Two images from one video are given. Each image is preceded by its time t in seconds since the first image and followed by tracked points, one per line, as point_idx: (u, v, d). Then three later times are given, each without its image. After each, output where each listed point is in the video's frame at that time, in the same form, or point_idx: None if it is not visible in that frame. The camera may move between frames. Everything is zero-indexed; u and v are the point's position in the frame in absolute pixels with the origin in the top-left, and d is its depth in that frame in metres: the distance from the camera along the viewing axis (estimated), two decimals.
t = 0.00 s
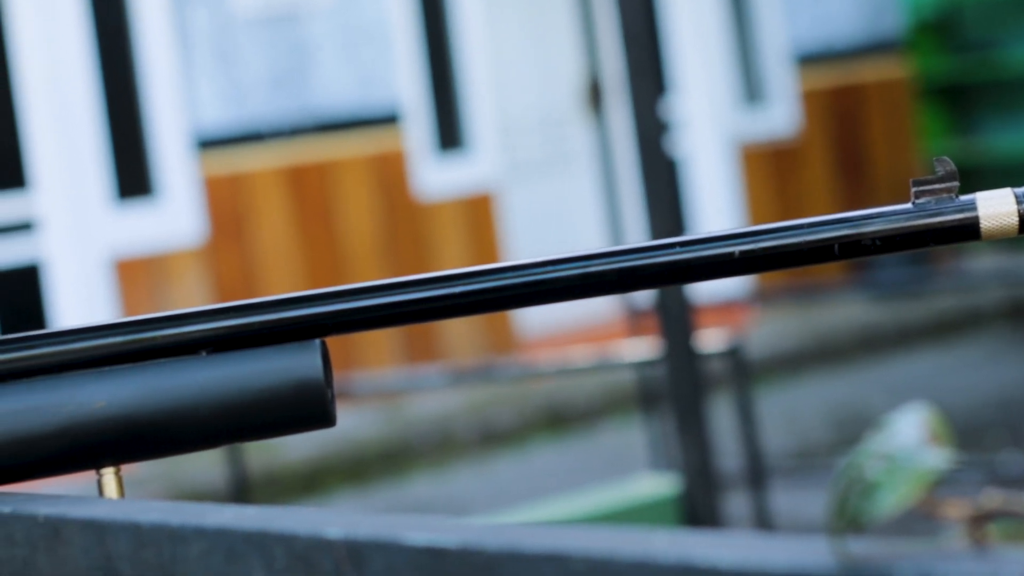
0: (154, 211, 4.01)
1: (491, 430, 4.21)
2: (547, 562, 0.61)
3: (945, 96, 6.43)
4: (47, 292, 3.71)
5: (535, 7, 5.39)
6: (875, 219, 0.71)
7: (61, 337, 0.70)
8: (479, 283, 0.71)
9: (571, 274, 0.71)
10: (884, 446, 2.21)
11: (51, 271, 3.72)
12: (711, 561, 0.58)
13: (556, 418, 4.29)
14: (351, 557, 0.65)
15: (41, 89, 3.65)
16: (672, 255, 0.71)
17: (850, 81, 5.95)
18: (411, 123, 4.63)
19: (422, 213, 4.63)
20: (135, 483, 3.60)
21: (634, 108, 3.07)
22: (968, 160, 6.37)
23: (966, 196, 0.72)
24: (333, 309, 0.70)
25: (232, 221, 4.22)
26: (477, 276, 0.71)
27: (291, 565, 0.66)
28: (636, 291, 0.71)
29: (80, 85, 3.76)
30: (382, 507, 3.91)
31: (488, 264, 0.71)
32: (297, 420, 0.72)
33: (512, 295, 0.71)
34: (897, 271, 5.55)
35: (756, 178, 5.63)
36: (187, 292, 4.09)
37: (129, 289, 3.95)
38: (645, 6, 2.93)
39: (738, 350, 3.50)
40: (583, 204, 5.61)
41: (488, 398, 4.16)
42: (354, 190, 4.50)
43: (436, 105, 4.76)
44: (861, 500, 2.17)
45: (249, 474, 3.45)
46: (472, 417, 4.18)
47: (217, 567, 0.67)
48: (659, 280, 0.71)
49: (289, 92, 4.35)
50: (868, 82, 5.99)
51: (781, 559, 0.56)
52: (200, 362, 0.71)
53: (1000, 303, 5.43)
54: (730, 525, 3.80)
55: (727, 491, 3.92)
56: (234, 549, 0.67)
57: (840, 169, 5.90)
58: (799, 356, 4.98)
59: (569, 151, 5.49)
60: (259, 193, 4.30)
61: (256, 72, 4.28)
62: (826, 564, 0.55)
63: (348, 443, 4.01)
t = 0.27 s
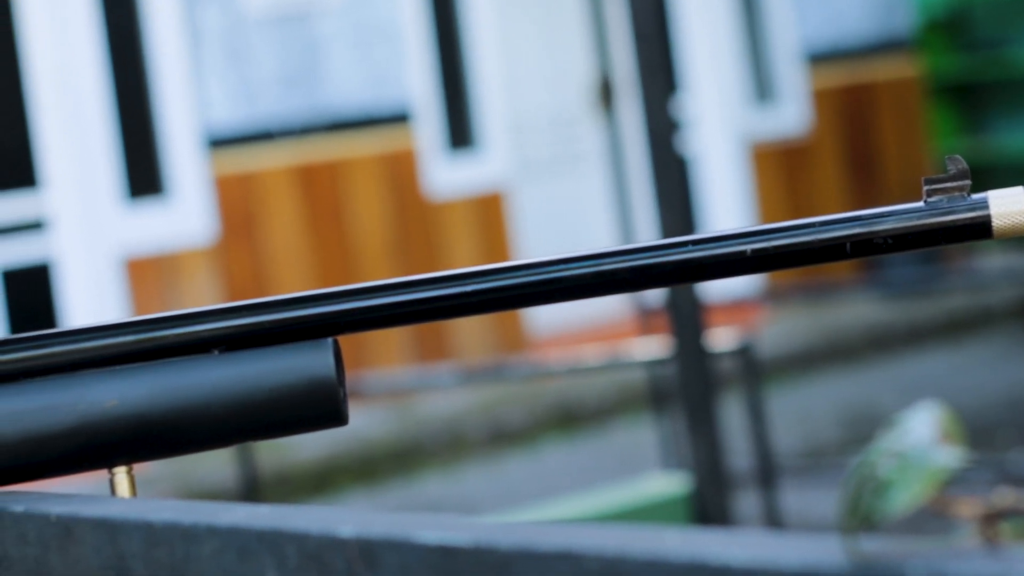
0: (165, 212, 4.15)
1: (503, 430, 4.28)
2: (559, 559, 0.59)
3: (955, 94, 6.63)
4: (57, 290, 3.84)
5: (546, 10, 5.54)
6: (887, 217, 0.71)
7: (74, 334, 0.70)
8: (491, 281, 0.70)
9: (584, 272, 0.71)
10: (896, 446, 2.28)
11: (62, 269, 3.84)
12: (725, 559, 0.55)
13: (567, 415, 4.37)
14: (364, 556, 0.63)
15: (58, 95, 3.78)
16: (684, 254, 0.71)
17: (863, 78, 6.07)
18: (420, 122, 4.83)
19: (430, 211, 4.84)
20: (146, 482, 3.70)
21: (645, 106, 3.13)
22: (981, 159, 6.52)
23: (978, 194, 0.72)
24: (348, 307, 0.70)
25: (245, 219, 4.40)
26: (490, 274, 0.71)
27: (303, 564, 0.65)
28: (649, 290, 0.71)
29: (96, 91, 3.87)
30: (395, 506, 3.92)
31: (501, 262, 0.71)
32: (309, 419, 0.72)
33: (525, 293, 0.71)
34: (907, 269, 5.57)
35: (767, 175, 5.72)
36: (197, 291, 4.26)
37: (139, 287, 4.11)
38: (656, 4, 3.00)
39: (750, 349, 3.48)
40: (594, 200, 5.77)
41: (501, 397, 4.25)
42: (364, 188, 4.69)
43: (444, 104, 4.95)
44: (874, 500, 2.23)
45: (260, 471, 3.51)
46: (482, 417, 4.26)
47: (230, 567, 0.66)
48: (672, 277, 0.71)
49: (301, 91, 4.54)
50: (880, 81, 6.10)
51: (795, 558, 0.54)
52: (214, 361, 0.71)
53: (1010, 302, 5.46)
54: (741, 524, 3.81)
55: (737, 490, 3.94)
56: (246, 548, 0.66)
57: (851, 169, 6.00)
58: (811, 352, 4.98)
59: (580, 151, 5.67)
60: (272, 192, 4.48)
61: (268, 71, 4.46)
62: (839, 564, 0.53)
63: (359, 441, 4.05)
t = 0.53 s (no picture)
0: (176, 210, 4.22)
1: (515, 429, 4.26)
2: (571, 557, 0.58)
3: (965, 92, 6.62)
4: (68, 288, 3.92)
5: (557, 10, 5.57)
6: (899, 216, 0.70)
7: (86, 333, 0.70)
8: (502, 280, 0.70)
9: (596, 271, 0.70)
10: (907, 445, 2.30)
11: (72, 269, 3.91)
12: (737, 557, 0.54)
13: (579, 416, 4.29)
14: (376, 555, 0.63)
15: (68, 94, 3.85)
16: (696, 252, 0.71)
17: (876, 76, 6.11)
18: (432, 120, 4.86)
19: (442, 208, 4.88)
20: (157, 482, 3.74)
21: (656, 105, 3.18)
22: (991, 157, 6.54)
23: (989, 193, 0.72)
24: (359, 305, 0.70)
25: (256, 220, 4.46)
26: (501, 273, 0.71)
27: (315, 564, 0.64)
28: (660, 289, 0.71)
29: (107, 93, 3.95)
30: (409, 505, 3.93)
31: (512, 261, 0.71)
32: (321, 418, 0.71)
33: (536, 292, 0.70)
34: (916, 269, 5.64)
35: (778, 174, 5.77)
36: (209, 290, 4.32)
37: (150, 287, 4.19)
38: (666, 5, 3.07)
39: (759, 347, 3.52)
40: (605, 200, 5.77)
41: (512, 396, 4.25)
42: (376, 186, 4.73)
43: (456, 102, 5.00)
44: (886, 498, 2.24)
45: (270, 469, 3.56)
46: (495, 416, 4.25)
47: (242, 566, 0.66)
48: (683, 276, 0.71)
49: (312, 90, 4.58)
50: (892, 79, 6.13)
51: (807, 557, 0.53)
52: (225, 359, 0.71)
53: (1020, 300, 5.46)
54: (753, 521, 3.82)
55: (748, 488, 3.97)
56: (258, 548, 0.65)
57: (862, 167, 6.03)
58: (822, 350, 4.98)
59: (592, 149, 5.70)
60: (283, 191, 4.53)
61: (279, 69, 4.51)
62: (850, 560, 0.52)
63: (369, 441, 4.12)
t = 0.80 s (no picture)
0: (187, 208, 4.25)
1: (527, 427, 4.25)
2: (582, 556, 0.58)
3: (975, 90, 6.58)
4: (80, 287, 3.97)
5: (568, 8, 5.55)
6: (911, 214, 0.70)
7: (97, 333, 0.70)
8: (515, 279, 0.70)
9: (606, 269, 0.70)
10: (920, 443, 2.31)
11: (84, 268, 3.96)
12: (749, 557, 0.54)
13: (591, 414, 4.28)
14: (389, 553, 0.63)
15: (81, 94, 3.91)
16: (708, 250, 0.70)
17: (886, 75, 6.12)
18: (443, 118, 4.83)
19: (453, 207, 4.86)
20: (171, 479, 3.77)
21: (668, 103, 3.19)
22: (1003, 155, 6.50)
23: (1001, 191, 0.72)
24: (371, 304, 0.70)
25: (267, 221, 4.46)
26: (514, 271, 0.70)
27: (327, 563, 0.64)
28: (672, 287, 0.71)
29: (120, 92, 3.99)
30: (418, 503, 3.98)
31: (523, 260, 0.71)
32: (335, 416, 0.72)
33: (547, 290, 0.70)
34: (929, 266, 5.60)
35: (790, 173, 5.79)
36: (221, 288, 4.33)
37: (162, 285, 4.22)
38: (676, 2, 3.08)
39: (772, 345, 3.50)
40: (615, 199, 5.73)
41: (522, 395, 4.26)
42: (387, 185, 4.72)
43: (467, 101, 4.98)
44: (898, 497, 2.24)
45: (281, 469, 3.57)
46: (506, 414, 4.24)
47: (254, 564, 0.66)
48: (694, 275, 0.70)
49: (322, 89, 4.58)
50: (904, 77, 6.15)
51: (818, 554, 0.53)
52: (237, 359, 0.71)
53: None
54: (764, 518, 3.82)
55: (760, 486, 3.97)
56: (270, 546, 0.66)
57: (873, 167, 6.04)
58: (833, 347, 4.96)
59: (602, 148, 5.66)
60: (293, 191, 4.53)
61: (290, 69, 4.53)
62: (859, 559, 0.52)
63: (379, 436, 4.12)
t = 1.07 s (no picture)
0: (201, 207, 4.25)
1: (539, 425, 4.22)
2: (593, 554, 0.58)
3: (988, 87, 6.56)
4: (92, 284, 3.98)
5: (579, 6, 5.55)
6: (922, 213, 0.70)
7: (110, 332, 0.70)
8: (527, 278, 0.70)
9: (617, 269, 0.70)
10: (932, 441, 2.30)
11: (96, 265, 3.97)
12: (760, 556, 0.54)
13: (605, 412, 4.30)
14: (400, 552, 0.63)
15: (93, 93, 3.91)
16: (718, 249, 0.70)
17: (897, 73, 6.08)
18: (455, 118, 4.84)
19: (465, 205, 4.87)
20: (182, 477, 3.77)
21: (680, 104, 3.19)
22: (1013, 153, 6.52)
23: (1012, 189, 0.72)
24: (382, 304, 0.70)
25: (278, 220, 4.47)
26: (526, 271, 0.71)
27: (339, 562, 0.64)
28: (684, 286, 0.71)
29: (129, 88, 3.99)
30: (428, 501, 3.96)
31: (535, 259, 0.71)
32: (346, 415, 0.71)
33: (559, 290, 0.71)
34: (942, 265, 5.60)
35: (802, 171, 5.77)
36: (232, 287, 4.34)
37: (174, 283, 4.21)
38: (687, 2, 3.08)
39: (782, 343, 3.51)
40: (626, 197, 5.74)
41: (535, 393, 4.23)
42: (398, 183, 4.73)
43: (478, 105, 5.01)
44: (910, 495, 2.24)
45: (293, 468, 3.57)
46: (518, 412, 4.23)
47: (266, 564, 0.66)
48: (705, 274, 0.70)
49: (333, 89, 4.57)
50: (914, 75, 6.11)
51: (829, 553, 0.53)
52: (249, 357, 0.71)
53: None
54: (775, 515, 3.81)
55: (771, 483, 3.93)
56: (282, 545, 0.66)
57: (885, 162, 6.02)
58: (844, 344, 4.96)
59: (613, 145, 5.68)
60: (304, 190, 4.53)
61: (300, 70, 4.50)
62: (870, 558, 0.52)
63: (394, 435, 4.11)
